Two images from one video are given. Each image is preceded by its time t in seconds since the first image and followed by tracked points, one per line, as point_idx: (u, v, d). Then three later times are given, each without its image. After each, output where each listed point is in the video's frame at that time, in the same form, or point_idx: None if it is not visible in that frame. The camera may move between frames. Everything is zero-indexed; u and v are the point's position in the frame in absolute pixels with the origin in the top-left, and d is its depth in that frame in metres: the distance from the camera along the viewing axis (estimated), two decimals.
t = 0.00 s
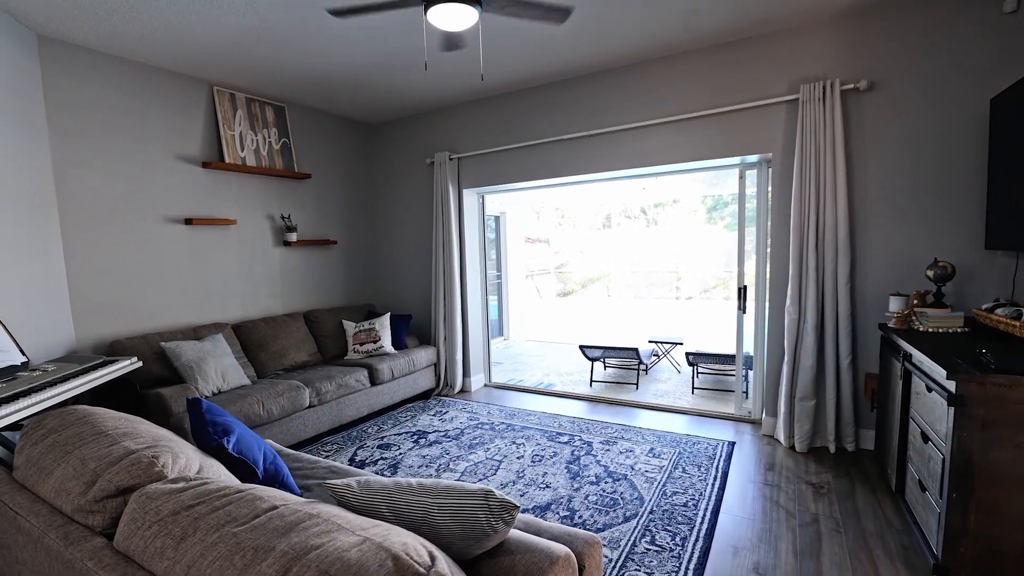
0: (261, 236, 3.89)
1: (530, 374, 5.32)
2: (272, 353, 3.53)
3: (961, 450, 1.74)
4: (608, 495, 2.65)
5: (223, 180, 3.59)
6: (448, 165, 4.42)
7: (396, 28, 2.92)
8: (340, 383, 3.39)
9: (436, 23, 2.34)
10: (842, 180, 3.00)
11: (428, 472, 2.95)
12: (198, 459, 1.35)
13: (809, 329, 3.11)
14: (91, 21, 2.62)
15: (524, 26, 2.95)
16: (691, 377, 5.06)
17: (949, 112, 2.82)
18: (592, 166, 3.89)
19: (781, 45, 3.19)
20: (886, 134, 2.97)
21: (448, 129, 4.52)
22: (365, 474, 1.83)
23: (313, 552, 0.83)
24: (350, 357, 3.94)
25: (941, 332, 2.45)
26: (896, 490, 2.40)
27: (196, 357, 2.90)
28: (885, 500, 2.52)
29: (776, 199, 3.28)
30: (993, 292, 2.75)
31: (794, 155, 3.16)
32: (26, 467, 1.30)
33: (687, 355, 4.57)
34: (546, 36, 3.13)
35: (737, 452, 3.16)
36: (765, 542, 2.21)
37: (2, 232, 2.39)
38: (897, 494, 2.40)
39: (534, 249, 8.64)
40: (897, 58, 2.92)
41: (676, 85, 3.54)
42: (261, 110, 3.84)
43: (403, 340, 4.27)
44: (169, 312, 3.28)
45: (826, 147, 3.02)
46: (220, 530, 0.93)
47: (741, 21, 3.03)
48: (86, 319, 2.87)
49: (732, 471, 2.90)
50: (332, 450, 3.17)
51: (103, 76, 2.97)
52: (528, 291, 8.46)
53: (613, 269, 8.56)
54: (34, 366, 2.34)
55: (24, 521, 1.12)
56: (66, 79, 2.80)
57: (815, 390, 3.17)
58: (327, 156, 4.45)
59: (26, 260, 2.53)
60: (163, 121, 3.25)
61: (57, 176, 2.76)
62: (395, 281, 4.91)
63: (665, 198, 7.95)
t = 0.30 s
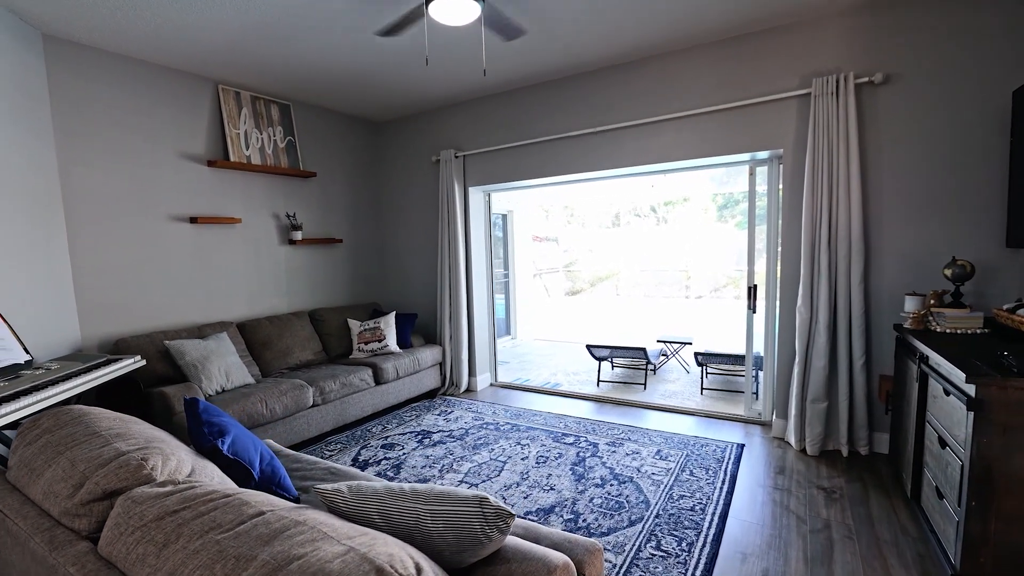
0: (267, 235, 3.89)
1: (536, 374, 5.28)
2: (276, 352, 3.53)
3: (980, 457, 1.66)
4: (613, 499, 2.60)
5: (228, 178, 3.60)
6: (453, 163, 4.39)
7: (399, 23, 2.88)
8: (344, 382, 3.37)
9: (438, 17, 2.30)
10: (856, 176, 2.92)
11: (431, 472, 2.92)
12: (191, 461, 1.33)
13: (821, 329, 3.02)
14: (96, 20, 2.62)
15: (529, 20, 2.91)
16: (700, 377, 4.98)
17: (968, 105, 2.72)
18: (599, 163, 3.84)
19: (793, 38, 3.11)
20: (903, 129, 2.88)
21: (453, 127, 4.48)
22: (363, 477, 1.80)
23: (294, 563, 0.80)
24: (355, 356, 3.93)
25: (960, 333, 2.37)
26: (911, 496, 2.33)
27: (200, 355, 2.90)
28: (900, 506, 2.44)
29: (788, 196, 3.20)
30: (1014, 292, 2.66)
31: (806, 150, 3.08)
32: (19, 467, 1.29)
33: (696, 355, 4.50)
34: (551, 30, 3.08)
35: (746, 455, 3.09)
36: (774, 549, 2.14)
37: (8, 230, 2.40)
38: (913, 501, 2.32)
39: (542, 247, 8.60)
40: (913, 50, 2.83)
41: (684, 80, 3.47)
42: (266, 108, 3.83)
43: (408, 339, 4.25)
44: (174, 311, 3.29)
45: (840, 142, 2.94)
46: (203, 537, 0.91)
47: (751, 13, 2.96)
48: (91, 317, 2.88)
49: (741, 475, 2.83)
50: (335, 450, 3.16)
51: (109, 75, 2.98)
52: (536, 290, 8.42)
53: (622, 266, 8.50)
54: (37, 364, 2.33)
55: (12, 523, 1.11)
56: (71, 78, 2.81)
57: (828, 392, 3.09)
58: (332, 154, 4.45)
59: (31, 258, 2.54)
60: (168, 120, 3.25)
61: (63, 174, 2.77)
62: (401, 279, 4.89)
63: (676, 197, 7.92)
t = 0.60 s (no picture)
0: (272, 233, 3.89)
1: (543, 374, 5.24)
2: (282, 351, 3.53)
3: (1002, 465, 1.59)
4: (618, 502, 2.55)
5: (233, 177, 3.60)
6: (459, 161, 4.36)
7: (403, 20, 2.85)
8: (349, 381, 3.36)
9: (440, 12, 2.26)
10: (870, 172, 2.83)
11: (435, 473, 2.90)
12: (184, 462, 1.31)
13: (834, 330, 2.94)
14: (101, 20, 2.63)
15: (534, 15, 2.86)
16: (709, 378, 4.90)
17: (990, 98, 2.62)
18: (606, 160, 3.78)
19: (806, 30, 3.03)
20: (920, 123, 2.79)
21: (460, 124, 4.45)
22: (362, 479, 1.78)
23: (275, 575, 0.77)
24: (360, 355, 3.92)
25: (980, 335, 2.28)
26: (928, 503, 2.25)
27: (204, 354, 2.91)
28: (916, 513, 2.36)
29: (800, 193, 3.12)
30: None
31: (819, 146, 2.99)
32: (11, 467, 1.28)
33: (705, 355, 4.42)
34: (557, 25, 3.03)
35: (756, 458, 3.02)
36: (784, 557, 2.08)
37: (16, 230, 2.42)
38: (929, 508, 2.24)
39: (550, 246, 8.55)
40: (932, 41, 2.73)
41: (693, 75, 3.40)
42: (272, 107, 3.83)
43: (414, 338, 4.23)
44: (180, 309, 3.30)
45: (854, 137, 2.85)
46: (185, 544, 0.88)
47: (762, 5, 2.88)
48: (97, 315, 2.90)
49: (751, 478, 2.76)
50: (340, 449, 3.15)
51: (115, 74, 2.99)
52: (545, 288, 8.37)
53: (631, 266, 8.42)
54: (43, 363, 2.34)
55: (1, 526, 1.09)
56: (78, 77, 2.82)
57: (841, 394, 3.00)
58: (338, 152, 4.44)
59: (38, 257, 2.56)
60: (173, 119, 3.26)
61: (69, 174, 2.78)
62: (407, 278, 4.87)
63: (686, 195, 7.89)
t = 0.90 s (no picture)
0: (279, 232, 3.89)
1: (551, 373, 5.20)
2: (288, 350, 3.53)
3: None
4: (624, 505, 2.50)
5: (240, 176, 3.61)
6: (466, 159, 4.33)
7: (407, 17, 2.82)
8: (354, 380, 3.35)
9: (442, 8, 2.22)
10: (886, 168, 2.75)
11: (439, 473, 2.87)
12: (179, 464, 1.30)
13: (848, 330, 2.86)
14: (107, 20, 2.64)
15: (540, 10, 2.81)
16: (720, 379, 4.82)
17: (1012, 92, 2.53)
18: (614, 158, 3.73)
19: (820, 22, 2.94)
20: (939, 118, 2.70)
21: (466, 122, 4.42)
22: (361, 482, 1.75)
23: None
24: (366, 354, 3.91)
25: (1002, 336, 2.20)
26: (947, 510, 2.17)
27: (209, 353, 2.91)
28: (934, 520, 2.28)
29: (812, 191, 3.04)
30: None
31: (833, 142, 2.91)
32: (6, 468, 1.27)
33: (715, 355, 4.34)
34: (563, 20, 2.98)
35: (767, 461, 2.95)
36: (795, 565, 2.02)
37: (25, 229, 2.43)
38: (947, 515, 2.17)
39: (559, 245, 8.49)
40: (951, 33, 2.64)
41: (703, 70, 3.33)
42: (278, 106, 3.83)
43: (420, 337, 4.21)
44: (187, 308, 3.31)
45: (868, 132, 2.77)
46: (169, 551, 0.86)
47: None
48: (105, 314, 2.92)
49: (761, 482, 2.70)
50: (344, 449, 3.14)
51: (122, 74, 3.00)
52: (554, 287, 8.32)
53: (640, 265, 8.24)
54: (49, 361, 2.36)
55: None
56: (85, 78, 2.84)
57: (855, 396, 2.92)
58: (345, 151, 4.43)
59: (47, 256, 2.57)
60: (180, 119, 3.27)
61: (77, 173, 2.80)
62: (414, 277, 4.85)
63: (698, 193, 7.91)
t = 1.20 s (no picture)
0: (286, 231, 3.90)
1: (559, 373, 5.16)
2: (294, 349, 3.53)
3: None
4: (630, 509, 2.46)
5: (247, 176, 3.62)
6: (473, 158, 4.30)
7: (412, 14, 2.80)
8: (359, 380, 3.34)
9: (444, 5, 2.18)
10: (903, 165, 2.66)
11: (443, 475, 2.85)
12: (175, 465, 1.29)
13: (863, 331, 2.78)
14: (114, 20, 2.65)
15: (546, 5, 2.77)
16: (731, 379, 4.74)
17: None
18: (622, 156, 3.67)
19: (834, 15, 2.86)
20: (959, 112, 2.60)
21: (473, 120, 4.39)
22: (361, 484, 1.73)
23: None
24: (372, 353, 3.90)
25: None
26: (966, 518, 2.09)
27: (215, 352, 2.92)
28: (952, 527, 2.20)
29: (826, 188, 2.96)
30: None
31: (848, 138, 2.83)
32: (3, 469, 1.26)
33: (726, 356, 4.27)
34: (570, 16, 2.93)
35: (778, 464, 2.89)
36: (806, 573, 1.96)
37: (33, 229, 2.45)
38: (967, 523, 2.09)
39: (569, 243, 8.45)
40: (971, 24, 2.55)
41: (713, 66, 3.27)
42: (285, 105, 3.84)
43: (427, 337, 4.19)
44: (194, 307, 3.32)
45: (884, 128, 2.69)
46: (154, 558, 0.84)
47: None
48: (113, 313, 2.94)
49: (771, 487, 2.63)
50: (349, 449, 3.13)
51: (129, 74, 3.02)
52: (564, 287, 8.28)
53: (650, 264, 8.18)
54: (56, 360, 2.37)
55: None
56: (92, 79, 2.86)
57: (870, 399, 2.85)
58: (352, 150, 4.43)
59: (56, 255, 2.59)
60: (187, 118, 3.28)
61: (85, 173, 2.82)
62: (421, 276, 4.84)
63: (710, 191, 7.90)
